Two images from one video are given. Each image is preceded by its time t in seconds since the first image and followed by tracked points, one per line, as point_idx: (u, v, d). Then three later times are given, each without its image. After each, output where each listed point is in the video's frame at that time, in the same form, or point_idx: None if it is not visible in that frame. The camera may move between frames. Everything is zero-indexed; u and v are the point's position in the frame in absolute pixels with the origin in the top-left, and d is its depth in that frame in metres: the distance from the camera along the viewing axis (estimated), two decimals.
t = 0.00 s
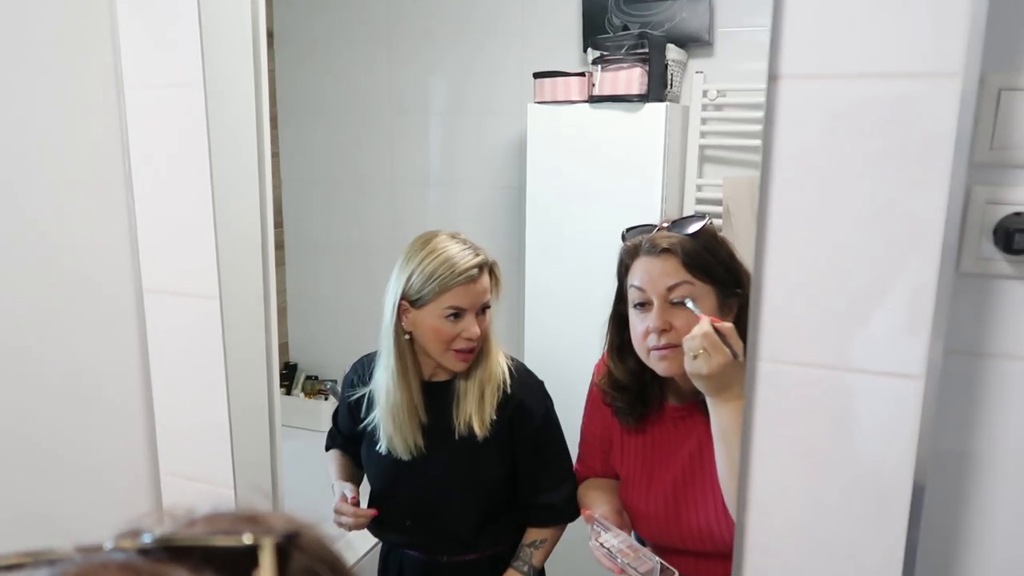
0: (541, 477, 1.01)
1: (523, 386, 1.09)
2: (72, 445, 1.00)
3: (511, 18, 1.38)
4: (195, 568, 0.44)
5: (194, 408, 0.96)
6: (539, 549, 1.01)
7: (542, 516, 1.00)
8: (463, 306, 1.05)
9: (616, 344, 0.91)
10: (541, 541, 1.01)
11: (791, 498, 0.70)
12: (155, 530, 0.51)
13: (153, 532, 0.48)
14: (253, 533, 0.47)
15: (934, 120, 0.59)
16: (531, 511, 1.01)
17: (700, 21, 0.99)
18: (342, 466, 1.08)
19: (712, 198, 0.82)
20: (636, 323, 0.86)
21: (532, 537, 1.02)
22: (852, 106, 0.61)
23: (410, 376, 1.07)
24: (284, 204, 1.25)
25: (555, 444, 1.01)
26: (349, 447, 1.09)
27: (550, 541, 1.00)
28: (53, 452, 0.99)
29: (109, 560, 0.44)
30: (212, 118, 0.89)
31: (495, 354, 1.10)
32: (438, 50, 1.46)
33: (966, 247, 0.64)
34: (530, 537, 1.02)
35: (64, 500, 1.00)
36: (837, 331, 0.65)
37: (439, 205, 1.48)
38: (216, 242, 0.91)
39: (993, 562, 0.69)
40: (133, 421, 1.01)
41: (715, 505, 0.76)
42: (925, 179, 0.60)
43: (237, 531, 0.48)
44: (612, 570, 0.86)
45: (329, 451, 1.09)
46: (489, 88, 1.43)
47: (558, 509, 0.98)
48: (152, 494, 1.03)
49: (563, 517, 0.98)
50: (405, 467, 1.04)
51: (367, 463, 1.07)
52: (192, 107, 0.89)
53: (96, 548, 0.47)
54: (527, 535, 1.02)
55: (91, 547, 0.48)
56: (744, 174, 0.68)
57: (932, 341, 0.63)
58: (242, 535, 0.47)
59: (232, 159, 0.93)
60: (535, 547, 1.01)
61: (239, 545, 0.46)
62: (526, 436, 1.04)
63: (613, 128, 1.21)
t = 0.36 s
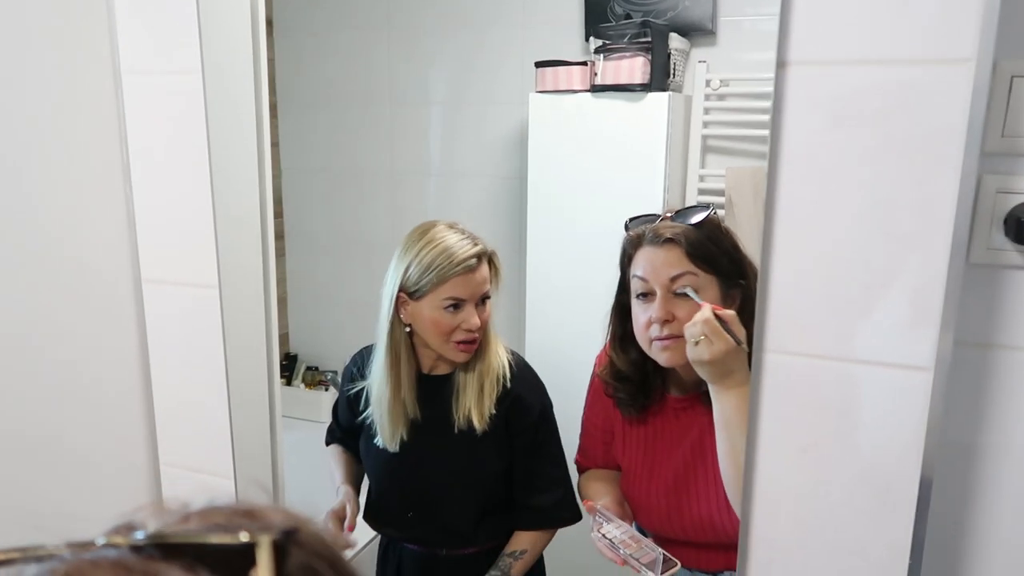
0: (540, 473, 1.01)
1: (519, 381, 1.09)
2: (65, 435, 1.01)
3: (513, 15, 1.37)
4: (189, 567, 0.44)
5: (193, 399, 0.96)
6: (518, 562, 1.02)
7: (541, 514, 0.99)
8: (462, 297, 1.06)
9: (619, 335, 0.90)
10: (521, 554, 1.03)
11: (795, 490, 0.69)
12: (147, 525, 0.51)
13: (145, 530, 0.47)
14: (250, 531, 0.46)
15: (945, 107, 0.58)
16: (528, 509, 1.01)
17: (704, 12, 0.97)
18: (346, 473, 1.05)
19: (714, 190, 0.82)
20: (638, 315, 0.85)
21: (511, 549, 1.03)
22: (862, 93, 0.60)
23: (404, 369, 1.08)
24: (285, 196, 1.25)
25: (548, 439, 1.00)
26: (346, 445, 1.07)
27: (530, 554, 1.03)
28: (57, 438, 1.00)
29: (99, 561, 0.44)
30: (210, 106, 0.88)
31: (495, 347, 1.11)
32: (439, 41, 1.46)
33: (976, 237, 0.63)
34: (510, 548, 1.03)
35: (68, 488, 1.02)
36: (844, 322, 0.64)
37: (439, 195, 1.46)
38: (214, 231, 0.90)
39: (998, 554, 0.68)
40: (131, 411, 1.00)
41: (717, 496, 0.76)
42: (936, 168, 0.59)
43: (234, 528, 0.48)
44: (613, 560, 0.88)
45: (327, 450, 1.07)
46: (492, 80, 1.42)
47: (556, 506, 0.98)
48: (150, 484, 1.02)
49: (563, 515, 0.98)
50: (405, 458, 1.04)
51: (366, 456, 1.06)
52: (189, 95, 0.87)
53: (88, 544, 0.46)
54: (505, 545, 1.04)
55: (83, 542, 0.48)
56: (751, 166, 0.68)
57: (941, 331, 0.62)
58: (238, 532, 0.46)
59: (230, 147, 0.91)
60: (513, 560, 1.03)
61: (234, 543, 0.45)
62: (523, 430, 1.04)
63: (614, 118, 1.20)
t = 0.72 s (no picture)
0: (536, 469, 1.02)
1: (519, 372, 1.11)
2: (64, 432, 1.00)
3: (515, 10, 1.35)
4: None
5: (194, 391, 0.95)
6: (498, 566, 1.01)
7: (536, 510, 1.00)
8: (459, 294, 1.06)
9: (619, 338, 0.87)
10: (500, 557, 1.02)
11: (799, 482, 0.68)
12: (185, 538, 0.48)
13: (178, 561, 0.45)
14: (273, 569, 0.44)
15: (952, 93, 0.58)
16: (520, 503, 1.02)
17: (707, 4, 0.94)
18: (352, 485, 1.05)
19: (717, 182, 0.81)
20: (644, 314, 0.82)
21: (490, 552, 1.03)
22: (868, 81, 0.60)
23: (405, 365, 1.09)
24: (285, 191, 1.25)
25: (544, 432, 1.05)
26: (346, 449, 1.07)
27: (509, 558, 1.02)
28: (54, 431, 0.97)
29: None
30: (210, 97, 0.87)
31: (495, 340, 1.12)
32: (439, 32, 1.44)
33: (983, 226, 0.62)
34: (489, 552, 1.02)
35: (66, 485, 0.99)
36: (849, 312, 0.64)
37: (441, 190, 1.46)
38: (214, 222, 0.90)
39: (1004, 547, 0.68)
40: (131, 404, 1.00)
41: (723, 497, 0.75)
42: (944, 156, 0.59)
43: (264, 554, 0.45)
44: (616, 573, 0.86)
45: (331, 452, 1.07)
46: (494, 74, 1.41)
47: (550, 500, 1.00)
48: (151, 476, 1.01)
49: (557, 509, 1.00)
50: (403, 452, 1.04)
51: (366, 447, 1.06)
52: (188, 86, 0.87)
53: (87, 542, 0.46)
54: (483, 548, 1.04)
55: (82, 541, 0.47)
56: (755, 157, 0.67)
57: (948, 322, 0.61)
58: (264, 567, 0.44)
59: (230, 138, 0.91)
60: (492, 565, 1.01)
61: None
62: (519, 426, 1.06)
63: (617, 109, 1.19)
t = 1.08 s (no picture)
0: (542, 464, 1.02)
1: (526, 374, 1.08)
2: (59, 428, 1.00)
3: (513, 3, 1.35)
4: None
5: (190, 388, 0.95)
6: (508, 526, 1.02)
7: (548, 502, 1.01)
8: (403, 325, 1.08)
9: (618, 368, 0.89)
10: (514, 521, 1.03)
11: (795, 478, 0.68)
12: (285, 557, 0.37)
13: None
14: None
15: (947, 86, 0.57)
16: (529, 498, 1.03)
17: None
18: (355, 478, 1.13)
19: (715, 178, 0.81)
20: (644, 351, 0.83)
21: (510, 512, 1.03)
22: (863, 73, 0.59)
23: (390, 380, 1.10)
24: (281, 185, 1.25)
25: (555, 430, 1.03)
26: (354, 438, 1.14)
27: (523, 524, 1.03)
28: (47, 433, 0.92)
29: None
30: (202, 91, 0.86)
31: (502, 346, 1.12)
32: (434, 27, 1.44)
33: (979, 220, 0.62)
34: (505, 512, 1.03)
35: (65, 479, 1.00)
36: (843, 308, 0.63)
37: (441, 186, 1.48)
38: (208, 216, 0.89)
39: (1000, 542, 0.68)
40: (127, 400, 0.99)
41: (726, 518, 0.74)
42: (939, 150, 0.58)
43: None
44: None
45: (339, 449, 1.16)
46: (488, 68, 1.41)
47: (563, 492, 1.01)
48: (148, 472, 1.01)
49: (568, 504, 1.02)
50: (408, 445, 1.07)
51: (372, 442, 1.10)
52: (181, 81, 0.86)
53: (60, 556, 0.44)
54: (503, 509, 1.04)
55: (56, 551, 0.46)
56: (750, 150, 0.67)
57: (944, 316, 0.61)
58: None
59: (224, 133, 0.90)
60: (506, 523, 1.02)
61: None
62: (531, 418, 1.05)
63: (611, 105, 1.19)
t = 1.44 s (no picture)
0: (537, 452, 1.03)
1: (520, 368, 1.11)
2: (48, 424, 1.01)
3: None
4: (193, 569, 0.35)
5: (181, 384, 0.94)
6: (492, 523, 1.04)
7: (537, 494, 1.02)
8: (392, 321, 1.09)
9: (613, 329, 0.90)
10: (499, 517, 1.04)
11: (789, 470, 0.68)
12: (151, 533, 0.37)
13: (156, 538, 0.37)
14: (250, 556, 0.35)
15: (939, 77, 0.57)
16: (517, 490, 1.04)
17: None
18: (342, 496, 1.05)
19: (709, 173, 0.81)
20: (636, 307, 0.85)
21: (491, 509, 1.04)
22: (856, 64, 0.59)
23: (389, 378, 1.08)
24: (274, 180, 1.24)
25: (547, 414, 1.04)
26: (339, 443, 1.10)
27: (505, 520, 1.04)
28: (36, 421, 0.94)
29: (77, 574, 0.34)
30: (192, 83, 0.85)
31: (497, 339, 1.14)
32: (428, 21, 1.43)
33: (973, 211, 0.62)
34: (490, 509, 1.04)
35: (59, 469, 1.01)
36: (835, 300, 0.63)
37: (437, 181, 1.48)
38: (198, 209, 0.89)
39: (994, 535, 0.68)
40: (119, 394, 0.99)
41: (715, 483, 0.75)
42: (932, 141, 0.58)
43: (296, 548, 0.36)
44: (632, 543, 0.89)
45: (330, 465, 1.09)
46: (485, 63, 1.40)
47: (551, 484, 1.01)
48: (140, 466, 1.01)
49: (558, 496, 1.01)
50: (404, 438, 1.06)
51: (367, 440, 1.08)
52: (171, 73, 0.85)
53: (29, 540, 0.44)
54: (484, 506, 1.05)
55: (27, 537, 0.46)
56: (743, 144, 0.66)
57: (936, 310, 0.61)
58: (243, 553, 0.35)
59: (213, 125, 0.89)
60: (490, 520, 1.04)
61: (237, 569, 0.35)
62: (522, 404, 1.07)
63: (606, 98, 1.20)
